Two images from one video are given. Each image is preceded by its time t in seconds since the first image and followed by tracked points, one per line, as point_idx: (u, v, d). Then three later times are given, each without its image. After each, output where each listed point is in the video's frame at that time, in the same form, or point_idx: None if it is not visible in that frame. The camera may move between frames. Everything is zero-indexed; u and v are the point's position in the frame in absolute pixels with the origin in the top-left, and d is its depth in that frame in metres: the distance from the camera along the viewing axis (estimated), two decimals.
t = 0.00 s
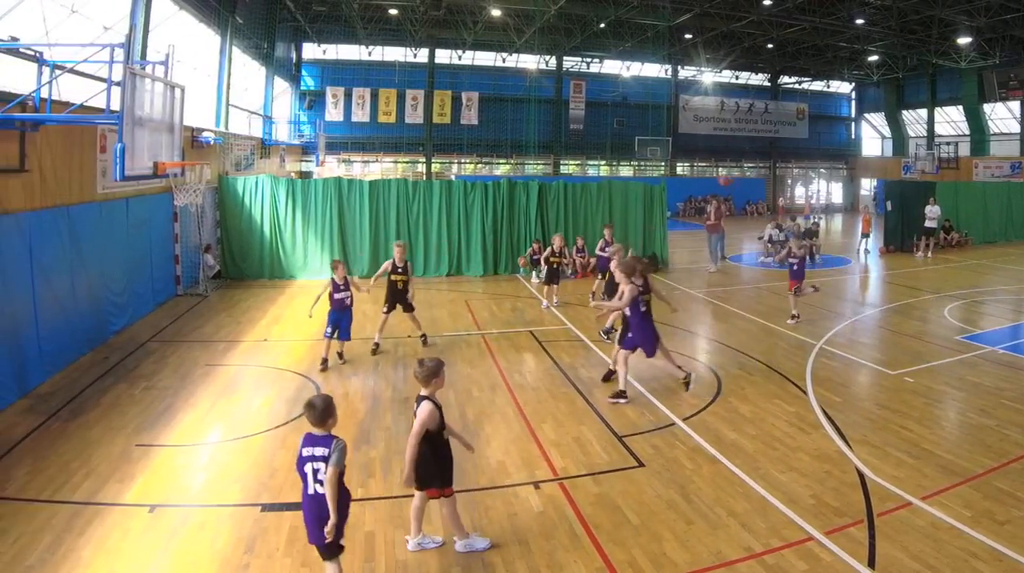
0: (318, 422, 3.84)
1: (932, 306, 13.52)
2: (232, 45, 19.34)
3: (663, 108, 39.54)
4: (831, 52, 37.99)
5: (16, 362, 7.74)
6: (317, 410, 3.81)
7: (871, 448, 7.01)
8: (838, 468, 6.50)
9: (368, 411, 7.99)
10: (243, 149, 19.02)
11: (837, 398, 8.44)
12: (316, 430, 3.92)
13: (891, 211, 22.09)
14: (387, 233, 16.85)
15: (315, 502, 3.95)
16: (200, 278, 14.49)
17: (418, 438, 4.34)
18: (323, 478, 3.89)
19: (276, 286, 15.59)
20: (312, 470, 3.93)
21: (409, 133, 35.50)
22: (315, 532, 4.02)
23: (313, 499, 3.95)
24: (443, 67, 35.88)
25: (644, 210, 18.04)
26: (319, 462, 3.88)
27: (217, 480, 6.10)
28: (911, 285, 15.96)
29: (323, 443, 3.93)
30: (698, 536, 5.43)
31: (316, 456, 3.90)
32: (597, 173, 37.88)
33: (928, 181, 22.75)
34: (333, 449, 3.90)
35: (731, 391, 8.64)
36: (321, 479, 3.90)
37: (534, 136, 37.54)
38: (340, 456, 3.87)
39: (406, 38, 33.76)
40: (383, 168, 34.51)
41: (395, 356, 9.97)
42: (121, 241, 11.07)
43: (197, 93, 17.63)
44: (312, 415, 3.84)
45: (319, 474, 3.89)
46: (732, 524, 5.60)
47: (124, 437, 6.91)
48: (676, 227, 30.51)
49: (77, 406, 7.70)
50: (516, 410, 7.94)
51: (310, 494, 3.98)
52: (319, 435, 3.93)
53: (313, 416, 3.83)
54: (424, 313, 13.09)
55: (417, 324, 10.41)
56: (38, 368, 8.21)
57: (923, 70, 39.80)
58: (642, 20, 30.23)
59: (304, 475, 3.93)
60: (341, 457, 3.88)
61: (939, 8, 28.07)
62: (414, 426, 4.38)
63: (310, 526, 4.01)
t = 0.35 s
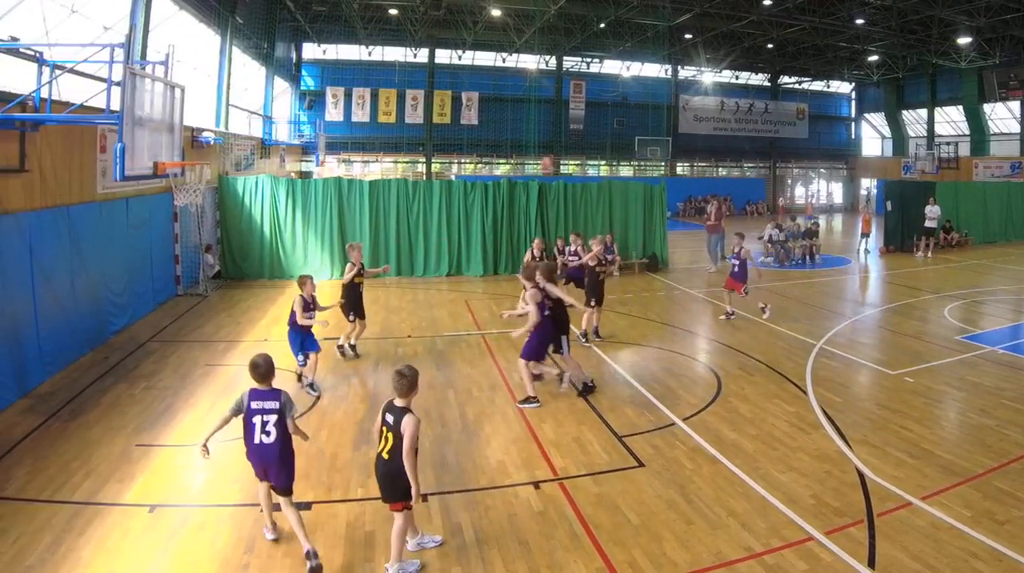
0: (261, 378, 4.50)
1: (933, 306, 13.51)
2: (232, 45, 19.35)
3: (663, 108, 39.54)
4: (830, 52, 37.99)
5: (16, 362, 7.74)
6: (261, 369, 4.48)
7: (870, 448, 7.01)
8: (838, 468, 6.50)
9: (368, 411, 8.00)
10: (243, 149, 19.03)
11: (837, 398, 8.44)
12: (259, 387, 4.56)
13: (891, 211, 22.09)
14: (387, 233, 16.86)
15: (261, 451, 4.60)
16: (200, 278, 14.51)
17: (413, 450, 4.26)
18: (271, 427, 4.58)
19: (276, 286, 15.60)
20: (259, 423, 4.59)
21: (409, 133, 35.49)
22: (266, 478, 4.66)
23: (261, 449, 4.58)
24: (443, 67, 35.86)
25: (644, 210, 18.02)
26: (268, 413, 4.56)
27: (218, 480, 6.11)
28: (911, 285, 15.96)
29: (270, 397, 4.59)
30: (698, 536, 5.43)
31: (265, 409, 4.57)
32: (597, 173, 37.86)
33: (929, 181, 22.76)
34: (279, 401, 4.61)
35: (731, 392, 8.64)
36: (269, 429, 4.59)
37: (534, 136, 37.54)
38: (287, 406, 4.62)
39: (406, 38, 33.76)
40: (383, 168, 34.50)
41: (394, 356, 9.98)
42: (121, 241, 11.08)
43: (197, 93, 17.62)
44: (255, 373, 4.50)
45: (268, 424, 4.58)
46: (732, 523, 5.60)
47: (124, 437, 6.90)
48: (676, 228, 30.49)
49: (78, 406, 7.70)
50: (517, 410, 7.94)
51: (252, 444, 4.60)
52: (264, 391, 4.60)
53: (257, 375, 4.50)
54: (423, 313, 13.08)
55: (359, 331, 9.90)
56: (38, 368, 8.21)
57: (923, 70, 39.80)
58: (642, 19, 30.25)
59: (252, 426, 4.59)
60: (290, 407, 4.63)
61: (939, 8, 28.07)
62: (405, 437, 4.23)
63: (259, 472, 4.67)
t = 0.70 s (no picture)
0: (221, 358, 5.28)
1: (933, 307, 13.51)
2: (232, 45, 19.36)
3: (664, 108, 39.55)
4: (831, 52, 37.99)
5: (16, 362, 7.74)
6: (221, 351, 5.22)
7: (869, 448, 7.01)
8: (838, 468, 6.50)
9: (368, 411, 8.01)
10: (243, 149, 19.03)
11: (838, 398, 8.44)
12: (217, 366, 5.33)
13: (891, 211, 22.10)
14: (387, 233, 16.85)
15: (216, 422, 5.41)
16: (200, 278, 14.52)
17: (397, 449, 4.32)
18: (225, 401, 5.37)
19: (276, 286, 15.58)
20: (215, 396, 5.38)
21: (409, 133, 35.49)
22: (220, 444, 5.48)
23: (216, 419, 5.39)
24: (443, 67, 35.86)
25: (644, 210, 18.02)
26: (224, 389, 5.35)
27: (218, 480, 6.10)
28: (912, 285, 15.95)
29: (225, 375, 5.35)
30: (698, 535, 5.43)
31: (220, 385, 5.34)
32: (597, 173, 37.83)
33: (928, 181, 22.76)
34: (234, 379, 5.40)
35: (731, 392, 8.65)
36: (223, 401, 5.39)
37: (534, 136, 37.54)
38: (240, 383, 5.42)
39: (406, 38, 33.78)
40: (383, 168, 34.50)
41: (395, 356, 9.99)
42: (121, 241, 11.09)
43: (197, 93, 17.62)
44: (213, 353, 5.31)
45: (222, 398, 5.38)
46: (733, 524, 5.60)
47: (124, 437, 6.91)
48: (676, 228, 30.48)
49: (77, 406, 7.71)
50: (516, 411, 7.94)
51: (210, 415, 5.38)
52: (219, 369, 5.37)
53: (216, 355, 5.27)
54: (423, 313, 13.09)
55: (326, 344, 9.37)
56: (38, 368, 8.21)
57: (923, 70, 39.79)
58: (642, 19, 30.25)
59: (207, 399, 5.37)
60: (243, 384, 5.44)
61: (939, 8, 28.08)
62: (389, 439, 4.30)
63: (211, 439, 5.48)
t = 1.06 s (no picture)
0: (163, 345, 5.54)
1: (933, 306, 13.51)
2: (232, 45, 19.36)
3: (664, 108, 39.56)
4: (831, 52, 37.99)
5: (16, 362, 7.74)
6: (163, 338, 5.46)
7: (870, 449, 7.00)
8: (838, 468, 6.50)
9: (367, 411, 8.02)
10: (243, 149, 19.03)
11: (838, 398, 8.45)
12: (161, 352, 5.60)
13: (891, 211, 22.10)
14: (387, 233, 16.85)
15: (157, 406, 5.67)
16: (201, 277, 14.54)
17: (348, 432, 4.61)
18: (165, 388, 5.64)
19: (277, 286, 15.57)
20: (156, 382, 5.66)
21: (409, 133, 35.50)
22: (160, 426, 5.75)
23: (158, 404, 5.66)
24: (443, 67, 35.87)
25: (644, 210, 18.00)
26: (165, 376, 5.62)
27: (216, 478, 6.09)
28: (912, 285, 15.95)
29: (169, 361, 5.66)
30: (698, 536, 5.42)
31: (161, 371, 5.63)
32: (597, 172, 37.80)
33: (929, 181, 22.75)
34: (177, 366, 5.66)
35: (731, 392, 8.65)
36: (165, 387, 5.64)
37: (533, 136, 37.55)
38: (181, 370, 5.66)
39: (406, 38, 33.79)
40: (383, 168, 34.52)
41: (395, 356, 9.99)
42: (121, 241, 11.08)
43: (197, 94, 17.63)
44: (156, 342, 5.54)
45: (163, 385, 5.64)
46: (733, 523, 5.60)
47: (124, 437, 6.91)
48: (677, 228, 30.47)
49: (76, 407, 7.70)
50: (516, 410, 7.93)
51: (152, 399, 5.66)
52: (163, 355, 5.64)
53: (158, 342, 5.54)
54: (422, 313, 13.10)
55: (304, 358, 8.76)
56: (38, 368, 8.20)
57: (923, 70, 39.78)
58: (642, 20, 30.24)
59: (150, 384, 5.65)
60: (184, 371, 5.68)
61: (939, 8, 28.09)
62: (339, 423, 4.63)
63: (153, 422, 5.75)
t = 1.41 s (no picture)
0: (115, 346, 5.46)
1: (933, 306, 13.51)
2: (232, 45, 19.36)
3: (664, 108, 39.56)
4: (831, 52, 38.00)
5: (16, 362, 7.74)
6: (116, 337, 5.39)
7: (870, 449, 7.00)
8: (838, 468, 6.50)
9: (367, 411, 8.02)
10: (243, 149, 19.03)
11: (837, 398, 8.44)
12: (114, 352, 5.50)
13: (891, 211, 22.11)
14: (387, 233, 16.86)
15: (118, 408, 5.51)
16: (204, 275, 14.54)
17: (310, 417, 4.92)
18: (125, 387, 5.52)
19: (277, 286, 15.58)
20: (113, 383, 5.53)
21: (409, 133, 35.50)
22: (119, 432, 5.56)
23: (118, 405, 5.51)
24: (443, 67, 35.87)
25: (644, 210, 18.00)
26: (123, 375, 5.51)
27: (208, 478, 6.11)
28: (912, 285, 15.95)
29: (123, 361, 5.57)
30: (698, 536, 5.42)
31: (118, 370, 5.52)
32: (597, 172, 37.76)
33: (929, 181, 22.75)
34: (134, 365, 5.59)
35: (730, 392, 8.65)
36: (124, 387, 5.52)
37: (533, 137, 37.55)
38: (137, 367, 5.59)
39: (406, 38, 33.79)
40: (382, 168, 34.49)
41: (394, 356, 9.99)
42: (122, 241, 11.08)
43: (197, 93, 17.63)
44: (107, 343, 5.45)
45: (122, 384, 5.52)
46: (732, 524, 5.60)
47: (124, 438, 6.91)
48: (677, 228, 30.45)
49: (75, 407, 7.69)
50: (515, 411, 7.93)
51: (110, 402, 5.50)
52: (115, 356, 5.54)
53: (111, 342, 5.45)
54: (422, 313, 13.09)
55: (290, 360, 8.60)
56: (37, 368, 8.20)
57: (923, 70, 39.79)
58: (642, 19, 30.24)
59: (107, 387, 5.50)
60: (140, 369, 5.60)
61: (939, 8, 28.10)
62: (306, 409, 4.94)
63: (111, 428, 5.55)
